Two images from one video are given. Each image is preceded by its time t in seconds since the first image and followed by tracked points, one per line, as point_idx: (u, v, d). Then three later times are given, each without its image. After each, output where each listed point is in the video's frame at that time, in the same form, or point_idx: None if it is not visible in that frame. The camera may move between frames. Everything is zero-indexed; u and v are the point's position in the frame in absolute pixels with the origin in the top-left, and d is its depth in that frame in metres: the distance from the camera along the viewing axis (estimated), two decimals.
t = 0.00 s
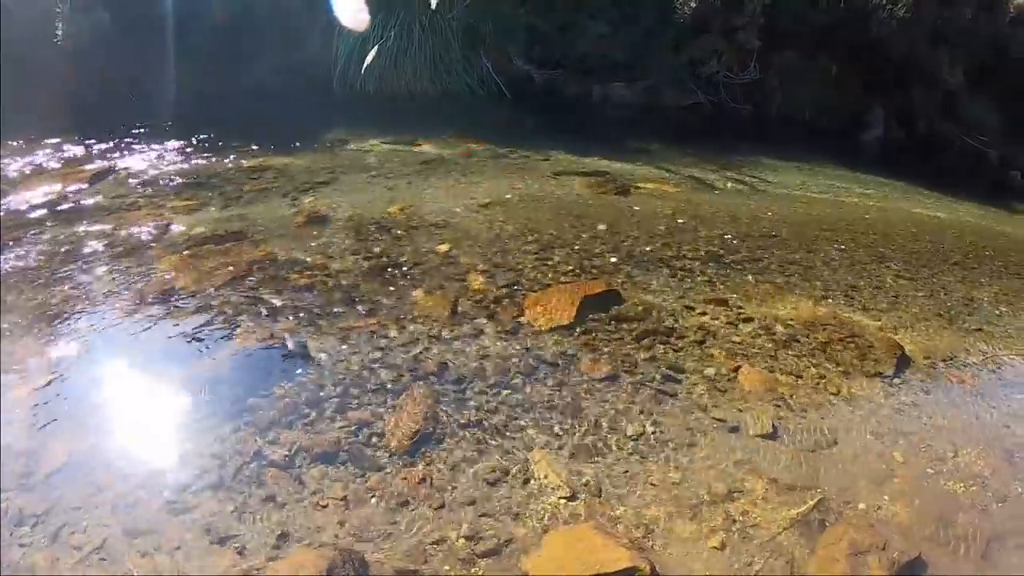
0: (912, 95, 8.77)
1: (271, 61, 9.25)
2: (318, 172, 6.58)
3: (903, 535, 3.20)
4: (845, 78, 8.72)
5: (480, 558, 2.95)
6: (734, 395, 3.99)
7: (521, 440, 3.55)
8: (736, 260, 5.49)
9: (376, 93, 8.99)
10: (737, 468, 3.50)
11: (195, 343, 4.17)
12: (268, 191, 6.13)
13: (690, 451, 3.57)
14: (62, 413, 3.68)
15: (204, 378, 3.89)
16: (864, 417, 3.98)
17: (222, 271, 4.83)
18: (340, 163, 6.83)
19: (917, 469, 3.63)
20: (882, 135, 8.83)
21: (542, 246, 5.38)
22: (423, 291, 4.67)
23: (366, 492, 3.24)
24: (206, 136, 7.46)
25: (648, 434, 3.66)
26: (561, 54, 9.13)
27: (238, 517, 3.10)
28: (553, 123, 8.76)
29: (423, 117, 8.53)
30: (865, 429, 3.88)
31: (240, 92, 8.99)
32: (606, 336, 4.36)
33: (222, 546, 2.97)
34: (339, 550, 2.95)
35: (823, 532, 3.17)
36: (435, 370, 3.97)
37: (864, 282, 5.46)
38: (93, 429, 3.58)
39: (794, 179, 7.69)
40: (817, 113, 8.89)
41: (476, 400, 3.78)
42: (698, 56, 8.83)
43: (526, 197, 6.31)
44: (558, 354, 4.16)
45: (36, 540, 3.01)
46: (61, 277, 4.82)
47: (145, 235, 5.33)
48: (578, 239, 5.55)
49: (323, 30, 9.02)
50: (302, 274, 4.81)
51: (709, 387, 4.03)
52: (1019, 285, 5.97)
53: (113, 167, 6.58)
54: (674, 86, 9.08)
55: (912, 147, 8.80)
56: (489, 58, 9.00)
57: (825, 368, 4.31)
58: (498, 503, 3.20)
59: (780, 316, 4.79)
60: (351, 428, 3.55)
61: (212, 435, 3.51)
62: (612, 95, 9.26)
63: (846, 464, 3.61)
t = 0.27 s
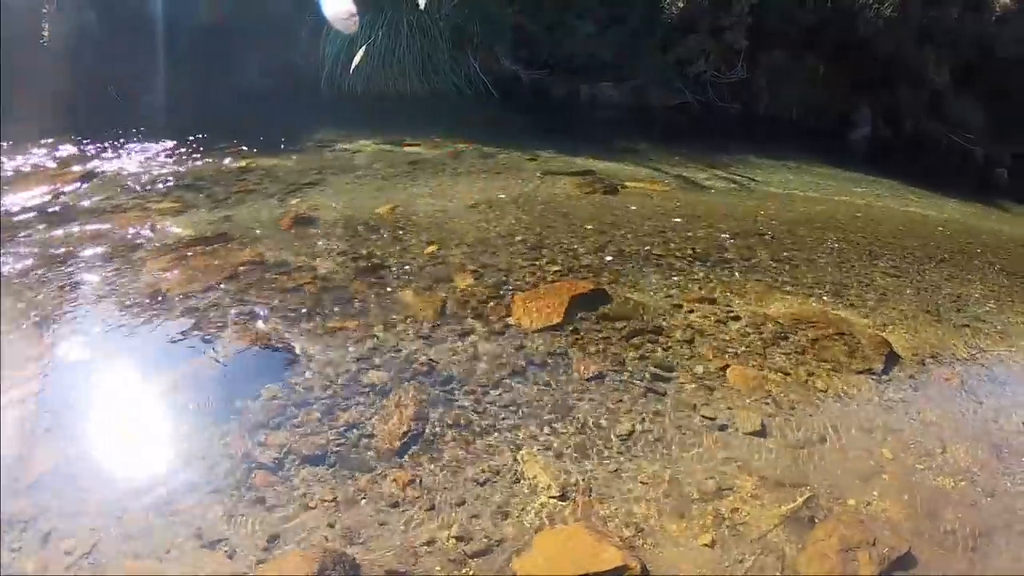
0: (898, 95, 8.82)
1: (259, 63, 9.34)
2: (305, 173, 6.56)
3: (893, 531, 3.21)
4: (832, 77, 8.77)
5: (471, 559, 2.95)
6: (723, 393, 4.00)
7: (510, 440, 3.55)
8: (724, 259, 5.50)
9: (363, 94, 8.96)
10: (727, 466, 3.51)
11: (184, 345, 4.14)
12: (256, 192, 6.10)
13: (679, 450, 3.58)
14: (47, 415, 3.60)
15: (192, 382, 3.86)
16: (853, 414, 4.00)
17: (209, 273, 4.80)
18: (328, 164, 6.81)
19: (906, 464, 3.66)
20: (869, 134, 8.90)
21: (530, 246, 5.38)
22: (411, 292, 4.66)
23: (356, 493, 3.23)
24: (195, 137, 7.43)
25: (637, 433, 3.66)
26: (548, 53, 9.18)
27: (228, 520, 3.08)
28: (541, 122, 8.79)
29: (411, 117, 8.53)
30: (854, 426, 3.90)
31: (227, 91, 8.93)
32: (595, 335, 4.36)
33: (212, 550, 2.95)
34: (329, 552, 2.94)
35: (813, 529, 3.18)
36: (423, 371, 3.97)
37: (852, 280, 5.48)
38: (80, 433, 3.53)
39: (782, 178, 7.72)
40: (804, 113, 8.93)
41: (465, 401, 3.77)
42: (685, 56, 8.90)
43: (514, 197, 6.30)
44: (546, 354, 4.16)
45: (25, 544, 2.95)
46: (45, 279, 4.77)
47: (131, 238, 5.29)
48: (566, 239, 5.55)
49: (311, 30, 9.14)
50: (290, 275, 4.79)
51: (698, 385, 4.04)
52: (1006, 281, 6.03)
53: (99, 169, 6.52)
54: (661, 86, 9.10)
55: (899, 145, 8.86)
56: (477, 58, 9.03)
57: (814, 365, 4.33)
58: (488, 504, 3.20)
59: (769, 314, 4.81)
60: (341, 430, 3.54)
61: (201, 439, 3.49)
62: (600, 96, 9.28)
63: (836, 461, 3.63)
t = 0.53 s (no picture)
0: (886, 95, 8.93)
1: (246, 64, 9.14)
2: (295, 174, 6.54)
3: (885, 529, 3.23)
4: (821, 77, 8.92)
5: (463, 561, 2.94)
6: (714, 392, 4.01)
7: (501, 441, 3.55)
8: (714, 258, 5.52)
9: (352, 95, 8.94)
10: (719, 466, 3.52)
11: (174, 348, 4.12)
12: (246, 194, 6.08)
13: (670, 449, 3.58)
14: (37, 422, 3.59)
15: (182, 385, 3.84)
16: (843, 412, 4.01)
17: (200, 275, 4.78)
18: (317, 166, 6.79)
19: (897, 462, 3.68)
20: (858, 134, 9.03)
21: (520, 247, 5.37)
22: (401, 293, 4.66)
23: (348, 496, 3.21)
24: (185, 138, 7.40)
25: (629, 433, 3.66)
26: (538, 52, 9.10)
27: (220, 524, 3.06)
28: (530, 123, 8.84)
29: (402, 118, 8.53)
30: (845, 424, 3.92)
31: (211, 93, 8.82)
32: (585, 335, 4.37)
33: (204, 553, 2.94)
34: (321, 555, 2.93)
35: (805, 527, 3.19)
36: (414, 372, 3.96)
37: (842, 278, 5.51)
38: (71, 438, 3.51)
39: (773, 178, 7.75)
40: (794, 112, 9.08)
41: (456, 402, 3.77)
42: (674, 57, 8.92)
43: (503, 198, 6.30)
44: (537, 354, 4.16)
45: (15, 551, 2.95)
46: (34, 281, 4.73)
47: (120, 240, 5.26)
48: (557, 239, 5.56)
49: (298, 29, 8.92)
50: (281, 277, 4.78)
51: (689, 385, 4.05)
52: (996, 280, 6.05)
53: (88, 169, 6.45)
54: (652, 86, 9.16)
55: (888, 145, 8.98)
56: (468, 58, 9.04)
57: (804, 364, 4.35)
58: (480, 505, 3.20)
59: (759, 313, 4.83)
60: (331, 432, 3.53)
61: (191, 442, 3.47)
62: (591, 95, 9.35)
63: (827, 459, 3.65)
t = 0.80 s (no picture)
0: (879, 95, 8.99)
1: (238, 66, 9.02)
2: (287, 176, 6.53)
3: (877, 528, 3.23)
4: (813, 78, 8.93)
5: (456, 562, 2.94)
6: (707, 393, 4.02)
7: (494, 442, 3.54)
8: (706, 259, 5.52)
9: (344, 96, 8.91)
10: (712, 466, 3.52)
11: (167, 351, 4.11)
12: (238, 196, 6.07)
13: (664, 450, 3.59)
14: (28, 426, 3.57)
15: (174, 388, 3.82)
16: (836, 412, 4.02)
17: (192, 277, 4.77)
18: (310, 167, 6.78)
19: (890, 461, 3.69)
20: (850, 134, 9.06)
21: (513, 249, 5.37)
22: (394, 295, 4.65)
23: (340, 498, 3.21)
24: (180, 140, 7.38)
25: (621, 434, 3.66)
26: (530, 55, 9.12)
27: (211, 527, 3.05)
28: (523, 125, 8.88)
29: (395, 120, 8.53)
30: (838, 424, 3.93)
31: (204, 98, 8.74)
32: (578, 337, 4.37)
33: (196, 556, 2.93)
34: (313, 557, 2.92)
35: (798, 527, 3.20)
36: (407, 374, 3.95)
37: (834, 279, 5.52)
38: (63, 442, 3.49)
39: (765, 179, 7.76)
40: (786, 113, 9.11)
41: (448, 404, 3.77)
42: (666, 58, 8.95)
43: (496, 200, 6.29)
44: (529, 356, 4.16)
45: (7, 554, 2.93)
46: (24, 284, 4.71)
47: (112, 242, 5.24)
48: (549, 241, 5.56)
49: (289, 30, 8.83)
50: (273, 279, 4.77)
51: (682, 385, 4.05)
52: (988, 280, 6.07)
53: (81, 171, 6.41)
54: (644, 87, 9.19)
55: (880, 145, 9.04)
56: (460, 60, 9.00)
57: (797, 364, 4.36)
58: (472, 507, 3.19)
59: (751, 314, 4.83)
60: (323, 434, 3.53)
61: (184, 445, 3.45)
62: (583, 97, 9.38)
63: (820, 459, 3.66)
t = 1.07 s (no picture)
0: (868, 97, 9.10)
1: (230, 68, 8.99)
2: (276, 179, 6.52)
3: (867, 527, 3.25)
4: (803, 80, 9.02)
5: (447, 565, 2.94)
6: (696, 394, 4.03)
7: (484, 444, 3.55)
8: (696, 261, 5.54)
9: (334, 99, 8.90)
10: (702, 467, 3.53)
11: (157, 355, 4.09)
12: (227, 199, 6.05)
13: (654, 451, 3.60)
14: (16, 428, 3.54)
15: (164, 392, 3.81)
16: (826, 413, 4.04)
17: (181, 280, 4.75)
18: (300, 170, 6.77)
19: (880, 461, 3.72)
20: (839, 135, 9.15)
21: (503, 252, 5.38)
22: (384, 298, 4.65)
23: (330, 502, 3.20)
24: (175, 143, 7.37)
25: (611, 436, 3.67)
26: (521, 58, 9.20)
27: (201, 532, 3.04)
28: (513, 128, 8.89)
29: (385, 123, 8.52)
30: (829, 425, 3.95)
31: (196, 99, 8.68)
32: (568, 339, 4.38)
33: (186, 562, 2.92)
34: (304, 561, 2.91)
35: (788, 527, 3.21)
36: (397, 377, 3.95)
37: (823, 280, 5.55)
38: (52, 445, 3.47)
39: (755, 181, 7.78)
40: (775, 115, 9.19)
41: (438, 407, 3.77)
42: (656, 61, 8.99)
43: (486, 203, 6.30)
44: (519, 358, 4.17)
45: None
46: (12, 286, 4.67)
47: (102, 246, 5.22)
48: (539, 244, 5.56)
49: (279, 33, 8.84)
50: (263, 283, 4.76)
51: (671, 387, 4.06)
52: (978, 280, 6.11)
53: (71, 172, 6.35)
54: (634, 89, 9.21)
55: (869, 146, 9.14)
56: (451, 63, 8.99)
57: (786, 366, 4.38)
58: (463, 510, 3.20)
59: (741, 316, 4.85)
60: (313, 438, 3.52)
61: (174, 449, 3.44)
62: (574, 100, 9.43)
63: (810, 459, 3.68)
